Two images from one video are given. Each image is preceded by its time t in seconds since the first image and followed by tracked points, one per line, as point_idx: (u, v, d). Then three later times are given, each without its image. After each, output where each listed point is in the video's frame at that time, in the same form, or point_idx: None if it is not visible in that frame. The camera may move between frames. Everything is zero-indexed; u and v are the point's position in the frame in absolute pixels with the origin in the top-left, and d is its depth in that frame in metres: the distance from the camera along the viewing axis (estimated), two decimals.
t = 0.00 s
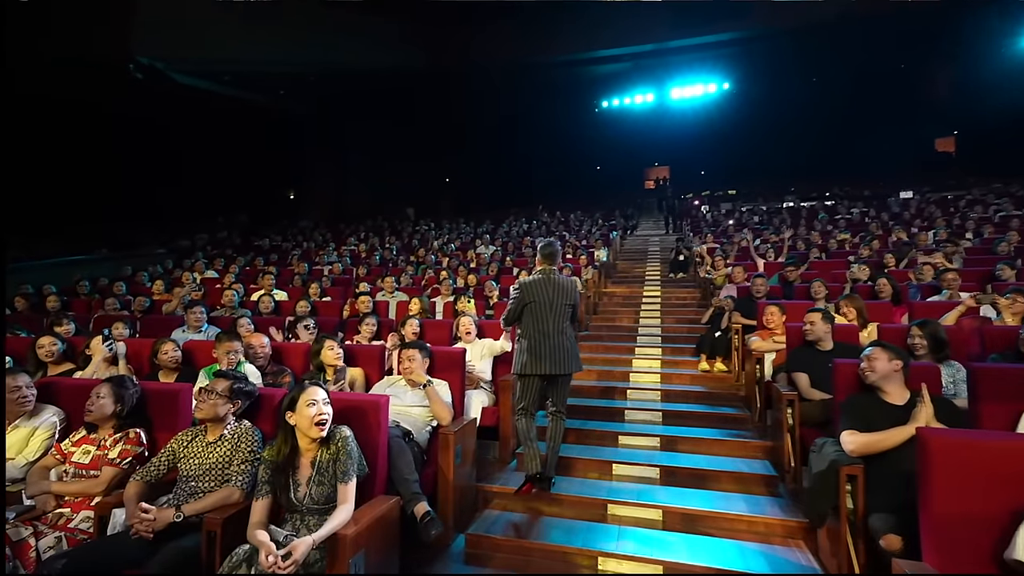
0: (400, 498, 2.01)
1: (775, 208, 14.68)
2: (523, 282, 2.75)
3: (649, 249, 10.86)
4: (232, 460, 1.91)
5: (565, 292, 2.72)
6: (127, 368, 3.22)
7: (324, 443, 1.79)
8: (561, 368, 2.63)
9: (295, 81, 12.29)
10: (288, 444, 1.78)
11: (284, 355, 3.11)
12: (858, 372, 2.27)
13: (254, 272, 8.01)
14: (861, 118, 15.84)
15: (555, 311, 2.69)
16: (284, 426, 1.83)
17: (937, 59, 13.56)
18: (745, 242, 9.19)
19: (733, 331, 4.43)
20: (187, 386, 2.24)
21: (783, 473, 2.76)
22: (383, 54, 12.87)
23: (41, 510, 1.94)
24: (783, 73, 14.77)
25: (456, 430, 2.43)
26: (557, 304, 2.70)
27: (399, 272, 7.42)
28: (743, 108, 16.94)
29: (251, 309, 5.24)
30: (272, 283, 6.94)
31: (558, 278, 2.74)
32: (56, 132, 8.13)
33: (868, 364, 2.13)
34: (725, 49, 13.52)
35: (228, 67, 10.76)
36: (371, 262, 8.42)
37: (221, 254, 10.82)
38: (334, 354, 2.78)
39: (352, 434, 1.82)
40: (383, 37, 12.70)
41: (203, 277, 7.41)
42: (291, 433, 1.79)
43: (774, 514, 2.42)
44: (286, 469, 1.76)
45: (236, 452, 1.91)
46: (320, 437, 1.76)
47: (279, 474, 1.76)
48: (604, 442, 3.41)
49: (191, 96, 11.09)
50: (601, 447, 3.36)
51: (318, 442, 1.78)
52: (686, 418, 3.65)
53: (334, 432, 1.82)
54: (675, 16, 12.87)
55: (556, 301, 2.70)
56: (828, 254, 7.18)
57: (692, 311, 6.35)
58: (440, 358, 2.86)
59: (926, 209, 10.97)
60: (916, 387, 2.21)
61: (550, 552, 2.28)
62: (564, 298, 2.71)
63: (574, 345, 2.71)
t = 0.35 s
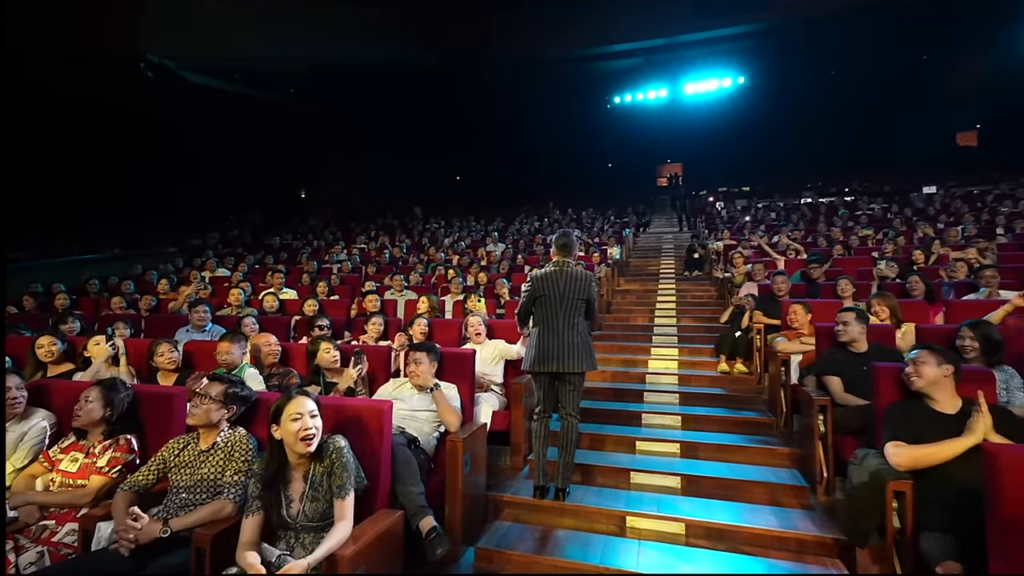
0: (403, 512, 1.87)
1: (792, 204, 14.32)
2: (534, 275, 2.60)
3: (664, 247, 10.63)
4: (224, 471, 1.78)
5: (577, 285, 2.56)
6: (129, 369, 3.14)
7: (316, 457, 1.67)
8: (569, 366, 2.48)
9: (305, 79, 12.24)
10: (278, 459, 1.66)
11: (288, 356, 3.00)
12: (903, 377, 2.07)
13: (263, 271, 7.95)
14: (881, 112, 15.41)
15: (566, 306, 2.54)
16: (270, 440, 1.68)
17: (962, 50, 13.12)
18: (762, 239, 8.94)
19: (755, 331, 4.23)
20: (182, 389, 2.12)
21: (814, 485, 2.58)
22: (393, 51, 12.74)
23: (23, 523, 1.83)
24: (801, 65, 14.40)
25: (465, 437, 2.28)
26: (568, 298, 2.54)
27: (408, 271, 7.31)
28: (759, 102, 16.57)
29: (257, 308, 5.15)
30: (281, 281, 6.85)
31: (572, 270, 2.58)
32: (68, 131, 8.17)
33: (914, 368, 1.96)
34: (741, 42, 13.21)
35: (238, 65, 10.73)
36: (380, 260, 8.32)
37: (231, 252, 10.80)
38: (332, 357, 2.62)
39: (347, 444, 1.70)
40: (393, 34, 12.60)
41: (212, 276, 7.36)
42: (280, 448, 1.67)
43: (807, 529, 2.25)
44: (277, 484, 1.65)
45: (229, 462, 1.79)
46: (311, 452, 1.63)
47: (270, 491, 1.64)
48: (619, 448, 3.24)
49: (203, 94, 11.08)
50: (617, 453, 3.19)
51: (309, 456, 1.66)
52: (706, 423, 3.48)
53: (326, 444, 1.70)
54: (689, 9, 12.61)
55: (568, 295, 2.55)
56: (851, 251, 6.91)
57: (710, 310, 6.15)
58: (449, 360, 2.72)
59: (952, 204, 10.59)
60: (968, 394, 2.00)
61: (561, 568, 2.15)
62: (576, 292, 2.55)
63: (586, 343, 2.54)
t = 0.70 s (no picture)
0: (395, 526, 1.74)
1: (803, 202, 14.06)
2: (528, 273, 2.47)
3: (671, 246, 10.44)
4: (203, 482, 1.66)
5: (571, 280, 2.38)
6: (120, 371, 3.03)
7: (294, 470, 1.58)
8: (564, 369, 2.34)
9: (310, 78, 12.18)
10: (253, 472, 1.59)
11: (281, 357, 2.88)
12: (937, 381, 1.91)
13: (265, 271, 7.86)
14: (893, 108, 15.13)
15: (560, 305, 2.38)
16: (246, 453, 1.61)
17: (978, 45, 12.81)
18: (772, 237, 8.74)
19: (768, 331, 4.07)
20: (163, 394, 2.01)
21: (835, 495, 2.42)
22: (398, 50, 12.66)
23: None
24: (812, 61, 14.13)
25: (466, 444, 2.13)
26: (562, 296, 2.38)
27: (410, 270, 7.19)
28: (767, 99, 16.30)
29: (256, 308, 5.04)
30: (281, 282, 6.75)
31: (567, 266, 2.40)
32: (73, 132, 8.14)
33: (949, 371, 1.80)
34: (751, 38, 12.97)
35: (243, 65, 10.68)
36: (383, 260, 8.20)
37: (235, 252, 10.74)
38: (322, 355, 2.49)
39: (327, 454, 1.61)
40: (398, 32, 12.52)
41: (214, 276, 7.27)
42: (254, 462, 1.59)
43: (831, 544, 2.09)
44: (252, 499, 1.57)
45: (208, 472, 1.67)
46: (287, 466, 1.55)
47: (246, 506, 1.56)
48: (628, 455, 3.09)
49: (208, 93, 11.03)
50: (625, 458, 3.05)
51: (286, 469, 1.57)
52: (718, 427, 3.32)
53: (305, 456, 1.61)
54: (697, 6, 12.43)
55: (562, 293, 2.38)
56: (866, 249, 6.71)
57: (720, 310, 5.98)
58: (449, 361, 2.59)
59: (968, 202, 10.33)
60: (1008, 399, 1.84)
61: None
62: (570, 289, 2.38)
63: (583, 343, 2.36)
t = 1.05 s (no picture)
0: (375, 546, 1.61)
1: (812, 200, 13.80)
2: (520, 275, 2.37)
3: (678, 246, 10.26)
4: (168, 499, 1.54)
5: (562, 278, 2.25)
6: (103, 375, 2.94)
7: (265, 487, 1.47)
8: (558, 372, 2.21)
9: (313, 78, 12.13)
10: (223, 490, 1.48)
11: (267, 361, 2.77)
12: (964, 389, 1.77)
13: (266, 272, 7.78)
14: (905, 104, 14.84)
15: (552, 304, 2.25)
16: (215, 467, 1.51)
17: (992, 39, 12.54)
18: (781, 236, 8.55)
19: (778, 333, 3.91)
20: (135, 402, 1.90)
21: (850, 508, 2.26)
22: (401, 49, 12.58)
23: None
24: (820, 57, 13.90)
25: (455, 455, 1.99)
26: (553, 295, 2.25)
27: (411, 271, 7.08)
28: (775, 96, 16.06)
29: (252, 309, 4.94)
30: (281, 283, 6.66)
31: (558, 264, 2.28)
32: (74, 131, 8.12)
33: (980, 379, 1.65)
34: (758, 34, 12.76)
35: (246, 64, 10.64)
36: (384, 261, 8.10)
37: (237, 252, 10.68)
38: (306, 359, 2.39)
39: (303, 470, 1.49)
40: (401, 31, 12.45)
41: (213, 276, 7.19)
42: (224, 479, 1.48)
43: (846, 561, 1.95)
44: (222, 519, 1.47)
45: (174, 488, 1.55)
46: (257, 484, 1.44)
47: (213, 526, 1.45)
48: (631, 462, 2.95)
49: (210, 93, 11.01)
50: (627, 467, 2.91)
51: (257, 486, 1.46)
52: (725, 433, 3.17)
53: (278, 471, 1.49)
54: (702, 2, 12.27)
55: (552, 292, 2.25)
56: (879, 248, 6.53)
57: (728, 311, 5.82)
58: (442, 365, 2.47)
59: (983, 199, 10.07)
60: None
61: None
62: (562, 288, 2.24)
63: (577, 344, 2.22)
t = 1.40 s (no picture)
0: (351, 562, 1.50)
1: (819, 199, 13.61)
2: (529, 276, 2.27)
3: (682, 245, 10.12)
4: (131, 510, 1.45)
5: (571, 276, 2.13)
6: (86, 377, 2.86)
7: (236, 497, 1.37)
8: (570, 376, 2.08)
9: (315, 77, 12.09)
10: (190, 500, 1.38)
11: (251, 363, 2.67)
12: (983, 393, 1.65)
13: (265, 272, 7.70)
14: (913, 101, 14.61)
15: (562, 304, 2.14)
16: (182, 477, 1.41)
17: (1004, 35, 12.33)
18: (788, 235, 8.40)
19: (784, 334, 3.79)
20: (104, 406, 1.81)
21: (861, 518, 2.13)
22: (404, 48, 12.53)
23: None
24: (827, 54, 13.71)
25: (442, 461, 1.88)
26: (562, 295, 2.14)
27: (410, 271, 6.98)
28: (781, 94, 15.87)
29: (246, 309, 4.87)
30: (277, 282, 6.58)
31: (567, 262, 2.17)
32: (74, 132, 8.09)
33: (1001, 382, 1.54)
34: (763, 31, 12.59)
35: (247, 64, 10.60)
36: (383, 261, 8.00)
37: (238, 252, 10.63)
38: (291, 359, 2.31)
39: (277, 480, 1.40)
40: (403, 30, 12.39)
41: (210, 276, 7.12)
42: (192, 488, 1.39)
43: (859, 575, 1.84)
44: (187, 531, 1.36)
45: (138, 499, 1.46)
46: (229, 494, 1.34)
47: (177, 540, 1.35)
48: (630, 468, 2.85)
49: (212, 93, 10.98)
50: (626, 473, 2.80)
51: (226, 497, 1.36)
52: (728, 436, 3.06)
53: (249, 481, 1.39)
54: None
55: (562, 292, 2.14)
56: (887, 247, 6.39)
57: (733, 311, 5.69)
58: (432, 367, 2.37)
59: (995, 197, 9.88)
60: None
61: None
62: (571, 286, 2.13)
63: (589, 345, 2.09)
